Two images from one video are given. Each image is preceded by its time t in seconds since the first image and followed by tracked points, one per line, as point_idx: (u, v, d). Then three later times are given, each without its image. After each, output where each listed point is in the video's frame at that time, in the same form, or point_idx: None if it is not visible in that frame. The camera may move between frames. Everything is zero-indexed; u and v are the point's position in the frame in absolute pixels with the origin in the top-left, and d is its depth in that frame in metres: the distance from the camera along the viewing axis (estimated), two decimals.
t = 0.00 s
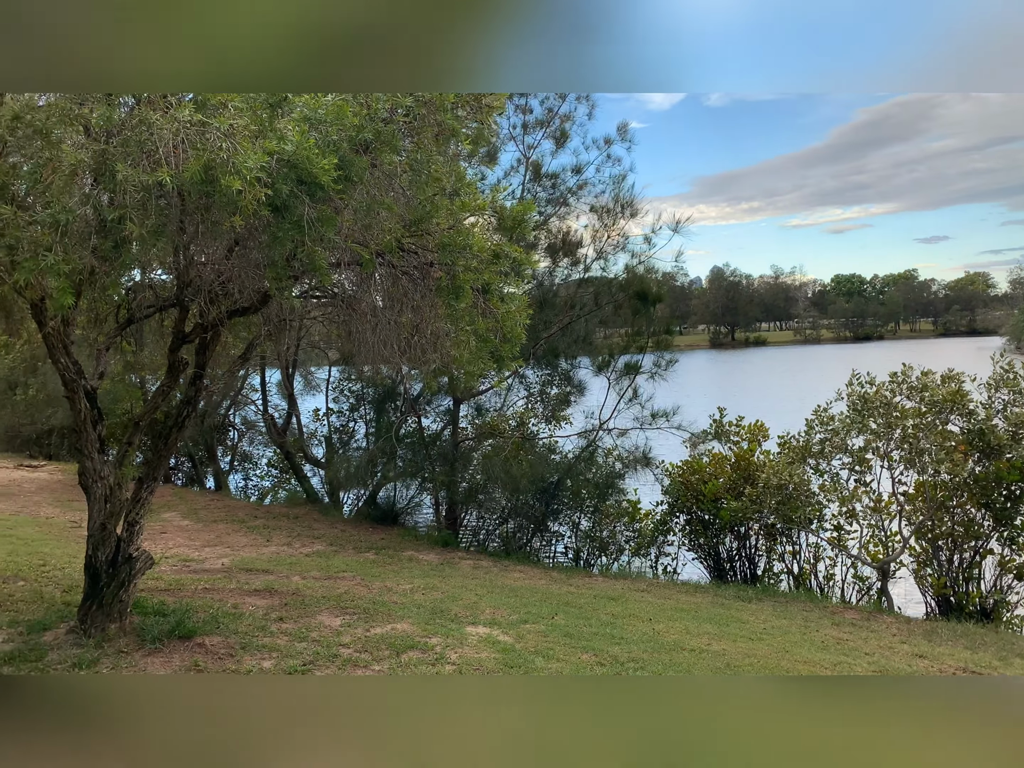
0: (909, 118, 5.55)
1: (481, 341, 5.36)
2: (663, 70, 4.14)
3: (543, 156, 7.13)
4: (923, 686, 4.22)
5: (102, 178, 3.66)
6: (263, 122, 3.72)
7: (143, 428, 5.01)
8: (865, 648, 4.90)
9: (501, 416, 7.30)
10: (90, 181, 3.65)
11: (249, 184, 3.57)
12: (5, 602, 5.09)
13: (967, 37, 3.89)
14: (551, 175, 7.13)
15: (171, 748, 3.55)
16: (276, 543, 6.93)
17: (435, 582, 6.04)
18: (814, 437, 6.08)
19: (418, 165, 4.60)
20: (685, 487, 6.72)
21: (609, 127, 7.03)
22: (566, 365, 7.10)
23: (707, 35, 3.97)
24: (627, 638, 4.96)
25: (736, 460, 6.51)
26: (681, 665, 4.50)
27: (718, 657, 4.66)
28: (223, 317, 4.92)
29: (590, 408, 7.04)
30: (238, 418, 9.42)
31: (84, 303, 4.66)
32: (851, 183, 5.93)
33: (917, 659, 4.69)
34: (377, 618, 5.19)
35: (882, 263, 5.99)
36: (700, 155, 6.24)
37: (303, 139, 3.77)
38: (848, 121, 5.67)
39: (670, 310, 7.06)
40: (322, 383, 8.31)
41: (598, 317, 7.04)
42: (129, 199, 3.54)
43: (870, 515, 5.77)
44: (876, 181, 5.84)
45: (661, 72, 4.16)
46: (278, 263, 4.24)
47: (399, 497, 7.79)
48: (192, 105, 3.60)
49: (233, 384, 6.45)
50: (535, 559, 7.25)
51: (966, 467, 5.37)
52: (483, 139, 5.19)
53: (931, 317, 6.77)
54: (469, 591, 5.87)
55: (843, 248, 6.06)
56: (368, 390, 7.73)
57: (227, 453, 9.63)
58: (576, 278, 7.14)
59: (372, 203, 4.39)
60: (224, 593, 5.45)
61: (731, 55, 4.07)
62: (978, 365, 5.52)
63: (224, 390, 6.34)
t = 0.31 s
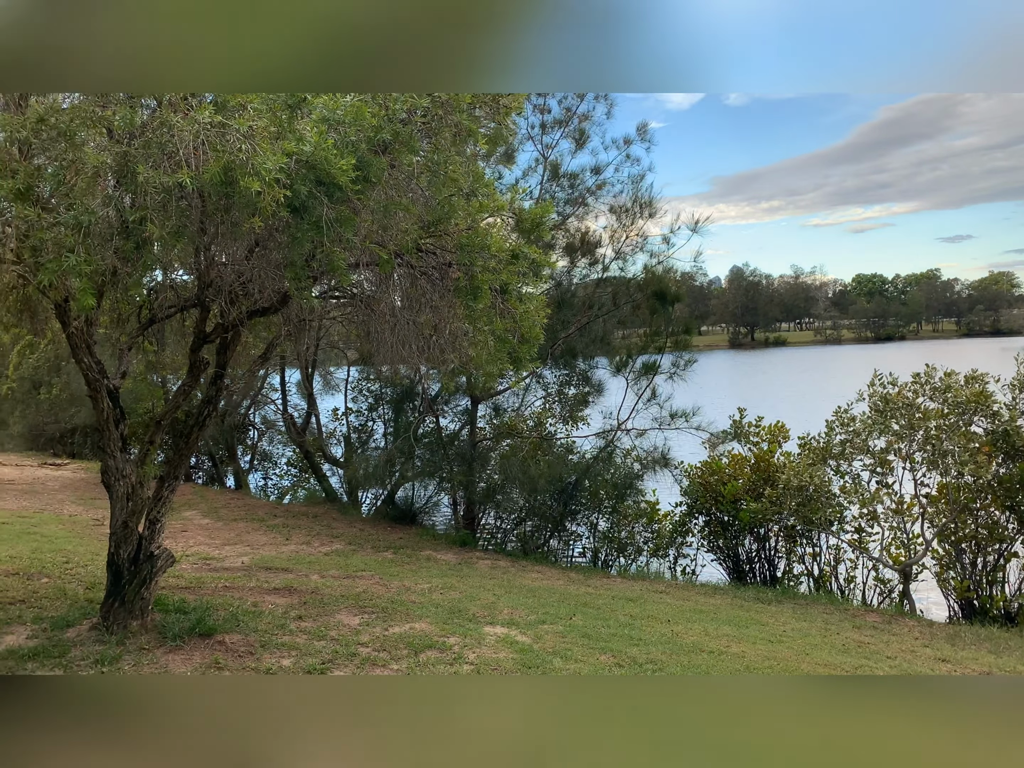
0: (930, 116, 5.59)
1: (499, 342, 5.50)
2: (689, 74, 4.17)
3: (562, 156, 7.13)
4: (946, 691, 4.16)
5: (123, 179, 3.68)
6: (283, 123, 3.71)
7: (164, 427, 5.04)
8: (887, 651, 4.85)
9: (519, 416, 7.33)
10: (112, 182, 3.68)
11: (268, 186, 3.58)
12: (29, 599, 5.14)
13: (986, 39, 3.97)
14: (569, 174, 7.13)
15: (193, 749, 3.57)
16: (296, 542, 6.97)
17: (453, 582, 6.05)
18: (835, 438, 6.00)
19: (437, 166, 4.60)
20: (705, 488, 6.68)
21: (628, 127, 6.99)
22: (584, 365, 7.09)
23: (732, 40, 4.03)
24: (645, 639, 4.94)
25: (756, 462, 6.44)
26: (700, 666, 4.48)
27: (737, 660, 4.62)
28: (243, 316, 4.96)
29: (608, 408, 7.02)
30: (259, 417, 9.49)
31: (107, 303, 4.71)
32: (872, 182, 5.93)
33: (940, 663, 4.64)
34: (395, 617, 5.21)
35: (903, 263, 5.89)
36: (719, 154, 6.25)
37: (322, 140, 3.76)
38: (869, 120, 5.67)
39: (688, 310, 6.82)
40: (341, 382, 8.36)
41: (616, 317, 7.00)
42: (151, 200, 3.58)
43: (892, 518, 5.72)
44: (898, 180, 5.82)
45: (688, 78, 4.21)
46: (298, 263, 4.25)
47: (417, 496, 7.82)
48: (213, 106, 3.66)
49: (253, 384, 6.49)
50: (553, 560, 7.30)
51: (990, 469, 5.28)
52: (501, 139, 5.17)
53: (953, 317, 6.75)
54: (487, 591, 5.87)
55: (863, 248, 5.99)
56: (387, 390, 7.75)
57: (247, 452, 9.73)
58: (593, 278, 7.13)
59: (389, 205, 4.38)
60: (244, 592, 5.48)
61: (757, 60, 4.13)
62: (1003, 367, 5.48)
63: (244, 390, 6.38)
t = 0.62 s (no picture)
0: (954, 115, 5.47)
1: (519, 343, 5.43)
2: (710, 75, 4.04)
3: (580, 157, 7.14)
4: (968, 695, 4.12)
5: (147, 182, 3.73)
6: (303, 127, 3.74)
7: (185, 427, 5.08)
8: (909, 655, 4.80)
9: (537, 417, 7.31)
10: (135, 185, 3.74)
11: (288, 189, 3.59)
12: (53, 596, 5.21)
13: (1010, 36, 3.92)
14: (588, 175, 7.18)
15: (212, 740, 3.56)
16: (315, 541, 7.02)
17: (471, 582, 6.07)
18: (855, 440, 5.98)
19: (456, 168, 4.62)
20: (724, 490, 6.68)
21: (648, 129, 7.14)
22: (602, 366, 7.17)
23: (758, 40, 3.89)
24: (664, 641, 4.92)
25: (775, 463, 6.46)
26: (718, 667, 4.47)
27: (757, 663, 4.59)
28: (264, 317, 4.97)
29: (627, 409, 7.07)
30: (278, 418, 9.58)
31: (129, 304, 4.77)
32: (894, 182, 5.82)
33: (962, 668, 4.59)
34: (413, 617, 5.22)
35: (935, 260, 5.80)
36: (737, 154, 6.18)
37: (342, 143, 3.80)
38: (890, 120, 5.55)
39: (707, 311, 7.12)
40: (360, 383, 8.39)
41: (635, 318, 7.11)
42: (173, 202, 3.62)
43: (915, 521, 5.66)
44: (920, 180, 5.75)
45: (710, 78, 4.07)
46: (318, 265, 4.27)
47: (435, 496, 7.85)
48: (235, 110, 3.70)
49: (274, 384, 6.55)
50: (570, 561, 7.31)
51: (1014, 472, 5.24)
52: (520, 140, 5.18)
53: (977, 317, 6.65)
54: (505, 592, 5.88)
55: (884, 249, 5.95)
56: (405, 391, 7.78)
57: (267, 452, 9.85)
58: (612, 279, 7.19)
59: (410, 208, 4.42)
60: (264, 591, 5.52)
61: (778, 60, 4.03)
62: None
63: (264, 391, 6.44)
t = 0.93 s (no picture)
0: (981, 116, 5.28)
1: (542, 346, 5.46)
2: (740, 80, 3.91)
3: (601, 160, 7.18)
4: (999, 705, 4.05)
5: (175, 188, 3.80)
6: (330, 132, 3.78)
7: (211, 429, 5.14)
8: (937, 664, 4.74)
9: (556, 421, 7.36)
10: (164, 191, 3.80)
11: (314, 193, 3.63)
12: (80, 596, 5.28)
13: None
14: (609, 178, 7.19)
15: (233, 741, 3.56)
16: (337, 544, 7.06)
17: (492, 586, 6.07)
18: (881, 445, 5.90)
19: (481, 172, 4.65)
20: (746, 495, 6.67)
21: (671, 132, 7.14)
22: (624, 370, 7.18)
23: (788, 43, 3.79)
24: (687, 647, 4.89)
25: (799, 468, 6.48)
26: (744, 672, 4.44)
27: (782, 669, 4.55)
28: (289, 321, 5.00)
29: (649, 414, 7.07)
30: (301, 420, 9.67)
31: (156, 308, 4.83)
32: (919, 184, 5.75)
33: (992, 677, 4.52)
34: (435, 621, 5.23)
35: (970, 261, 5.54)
36: (762, 156, 6.16)
37: (368, 148, 3.83)
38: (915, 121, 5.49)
39: (730, 315, 6.99)
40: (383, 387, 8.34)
41: (656, 322, 7.09)
42: (201, 208, 3.67)
43: (941, 528, 5.63)
44: (946, 182, 5.61)
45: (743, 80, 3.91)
46: (343, 270, 4.30)
47: (457, 500, 7.90)
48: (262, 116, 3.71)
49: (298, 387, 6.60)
50: (592, 565, 7.33)
51: None
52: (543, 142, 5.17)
53: (1005, 321, 6.45)
54: (527, 596, 5.87)
55: (909, 251, 5.91)
56: (427, 395, 7.82)
57: (289, 454, 9.96)
58: (634, 282, 7.21)
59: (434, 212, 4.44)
60: (287, 592, 5.56)
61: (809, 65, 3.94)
62: None
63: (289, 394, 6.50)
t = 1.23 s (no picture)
0: (1009, 117, 5.23)
1: (562, 351, 5.51)
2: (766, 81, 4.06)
3: (620, 166, 7.23)
4: None
5: (201, 196, 3.83)
6: (353, 140, 3.83)
7: (233, 435, 5.17)
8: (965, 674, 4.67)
9: (576, 427, 7.40)
10: (189, 200, 3.83)
11: (341, 199, 3.68)
12: (105, 600, 5.34)
13: None
14: (628, 184, 7.23)
15: (256, 744, 3.57)
16: (357, 549, 7.09)
17: (512, 592, 6.07)
18: (906, 452, 5.86)
19: (501, 177, 4.68)
20: (768, 502, 6.65)
21: (691, 138, 7.17)
22: (644, 376, 7.17)
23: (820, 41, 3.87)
24: (708, 655, 4.86)
25: (822, 475, 6.40)
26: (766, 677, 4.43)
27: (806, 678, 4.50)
28: (312, 328, 5.05)
29: (670, 419, 7.07)
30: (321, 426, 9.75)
31: (181, 315, 4.89)
32: (943, 187, 5.63)
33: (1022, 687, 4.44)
34: (455, 627, 5.23)
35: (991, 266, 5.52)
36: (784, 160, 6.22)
37: (391, 155, 3.87)
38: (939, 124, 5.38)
39: (752, 321, 6.98)
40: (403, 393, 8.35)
41: (677, 327, 7.06)
42: (228, 215, 3.71)
43: (968, 536, 5.52)
44: (971, 185, 5.53)
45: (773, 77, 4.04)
46: (366, 277, 4.31)
47: (477, 506, 7.92)
48: (286, 124, 3.78)
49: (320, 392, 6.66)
50: (613, 572, 7.34)
51: None
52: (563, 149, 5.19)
53: None
54: (547, 602, 5.87)
55: (933, 255, 5.85)
56: (447, 401, 7.88)
57: (310, 459, 10.06)
58: (654, 287, 7.19)
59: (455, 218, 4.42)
60: (308, 598, 5.59)
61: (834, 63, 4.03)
62: None
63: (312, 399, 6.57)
